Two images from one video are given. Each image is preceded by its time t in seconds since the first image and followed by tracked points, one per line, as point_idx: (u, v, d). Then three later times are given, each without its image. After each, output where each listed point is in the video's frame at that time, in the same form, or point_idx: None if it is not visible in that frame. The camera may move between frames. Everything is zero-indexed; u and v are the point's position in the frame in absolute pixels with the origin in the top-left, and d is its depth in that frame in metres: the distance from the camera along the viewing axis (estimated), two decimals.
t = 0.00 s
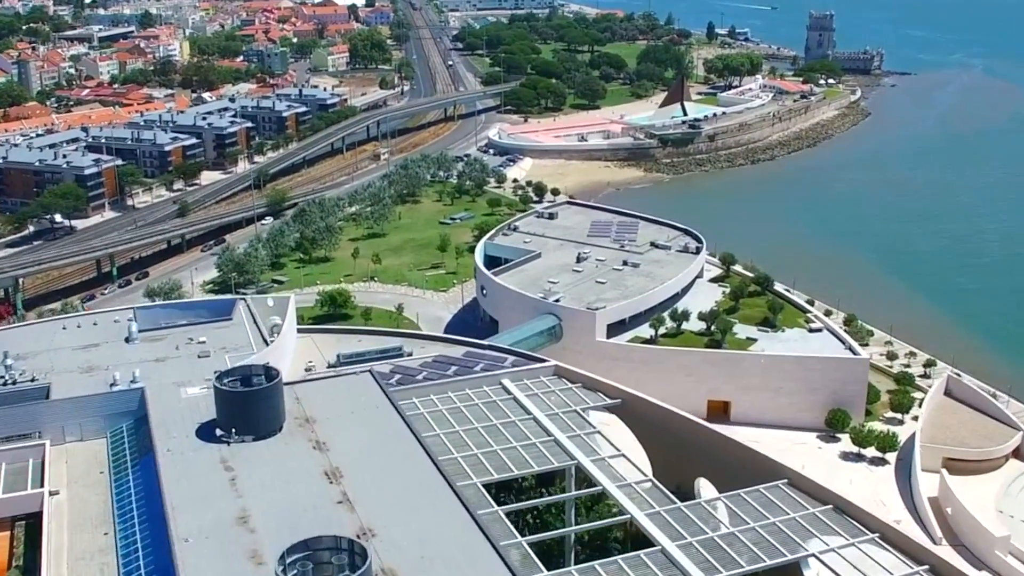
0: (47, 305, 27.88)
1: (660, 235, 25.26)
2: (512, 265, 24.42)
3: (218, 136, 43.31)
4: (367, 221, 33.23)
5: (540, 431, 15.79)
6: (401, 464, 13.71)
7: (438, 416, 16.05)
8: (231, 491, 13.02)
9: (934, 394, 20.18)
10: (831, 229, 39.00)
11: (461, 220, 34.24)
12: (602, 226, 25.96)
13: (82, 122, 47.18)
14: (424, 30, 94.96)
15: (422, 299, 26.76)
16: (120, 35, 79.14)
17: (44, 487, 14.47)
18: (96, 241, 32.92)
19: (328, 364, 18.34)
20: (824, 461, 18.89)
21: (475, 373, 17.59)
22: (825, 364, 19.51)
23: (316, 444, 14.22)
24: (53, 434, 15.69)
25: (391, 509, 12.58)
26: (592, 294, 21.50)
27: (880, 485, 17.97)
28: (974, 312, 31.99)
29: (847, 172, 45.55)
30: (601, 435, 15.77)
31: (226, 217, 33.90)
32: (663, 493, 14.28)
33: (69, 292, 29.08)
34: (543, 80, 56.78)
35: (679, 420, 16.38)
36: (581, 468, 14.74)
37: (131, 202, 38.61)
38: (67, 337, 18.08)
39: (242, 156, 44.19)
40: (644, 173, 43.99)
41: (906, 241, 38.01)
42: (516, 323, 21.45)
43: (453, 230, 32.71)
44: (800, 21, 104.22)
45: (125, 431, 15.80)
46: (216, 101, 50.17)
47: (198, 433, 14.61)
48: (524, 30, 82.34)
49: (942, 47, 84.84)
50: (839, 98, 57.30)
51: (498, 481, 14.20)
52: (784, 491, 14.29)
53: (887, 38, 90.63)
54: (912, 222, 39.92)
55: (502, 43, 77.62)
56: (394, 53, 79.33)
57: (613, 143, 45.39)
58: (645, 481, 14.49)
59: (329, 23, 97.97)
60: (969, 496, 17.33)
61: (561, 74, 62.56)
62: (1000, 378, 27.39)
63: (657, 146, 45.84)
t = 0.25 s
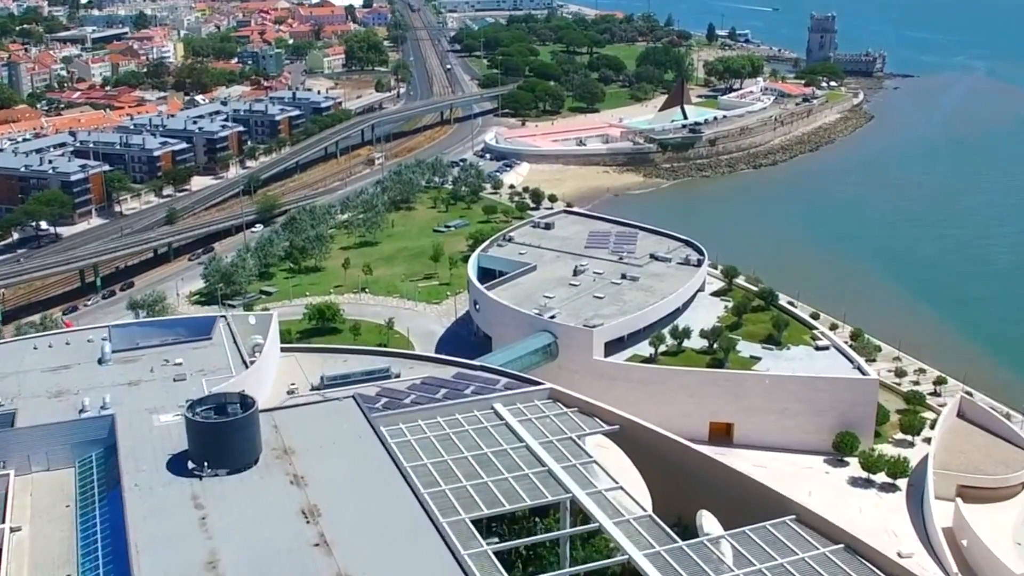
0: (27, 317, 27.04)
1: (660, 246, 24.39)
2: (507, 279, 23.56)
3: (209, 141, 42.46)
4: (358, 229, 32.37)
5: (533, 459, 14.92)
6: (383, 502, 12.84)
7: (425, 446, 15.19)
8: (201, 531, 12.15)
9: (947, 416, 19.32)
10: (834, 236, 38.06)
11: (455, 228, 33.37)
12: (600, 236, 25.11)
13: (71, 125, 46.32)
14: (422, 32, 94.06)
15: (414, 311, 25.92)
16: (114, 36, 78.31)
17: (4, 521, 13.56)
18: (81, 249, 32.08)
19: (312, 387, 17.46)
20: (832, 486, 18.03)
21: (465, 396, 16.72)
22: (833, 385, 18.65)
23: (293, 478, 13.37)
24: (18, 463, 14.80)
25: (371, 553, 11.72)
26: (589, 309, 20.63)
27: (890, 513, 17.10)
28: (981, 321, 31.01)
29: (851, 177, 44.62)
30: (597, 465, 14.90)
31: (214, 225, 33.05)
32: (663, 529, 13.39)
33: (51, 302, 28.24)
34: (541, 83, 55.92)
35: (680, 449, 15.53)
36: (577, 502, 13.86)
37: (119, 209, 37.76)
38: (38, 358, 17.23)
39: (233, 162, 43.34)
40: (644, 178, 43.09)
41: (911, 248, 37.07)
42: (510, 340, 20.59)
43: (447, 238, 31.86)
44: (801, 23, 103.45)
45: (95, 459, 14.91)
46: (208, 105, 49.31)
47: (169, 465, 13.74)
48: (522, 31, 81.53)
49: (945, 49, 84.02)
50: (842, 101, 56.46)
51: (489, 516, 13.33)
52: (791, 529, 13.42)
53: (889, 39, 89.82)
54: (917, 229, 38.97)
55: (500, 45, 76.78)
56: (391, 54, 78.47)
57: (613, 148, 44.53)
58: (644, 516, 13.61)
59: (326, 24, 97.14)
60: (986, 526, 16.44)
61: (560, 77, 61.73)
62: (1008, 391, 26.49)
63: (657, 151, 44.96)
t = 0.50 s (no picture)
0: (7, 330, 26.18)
1: (661, 259, 23.53)
2: (502, 294, 22.73)
3: (200, 146, 41.62)
4: (351, 238, 31.50)
5: (526, 492, 14.06)
6: (364, 546, 11.97)
7: (412, 477, 14.34)
8: None
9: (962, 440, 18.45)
10: (836, 244, 37.07)
11: (449, 237, 32.49)
12: (599, 248, 24.26)
13: (60, 130, 45.48)
14: (420, 34, 93.25)
15: (407, 326, 25.07)
16: (109, 37, 77.45)
17: None
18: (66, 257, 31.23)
19: (295, 411, 16.59)
20: (840, 514, 17.16)
21: (456, 423, 15.86)
22: (841, 409, 17.80)
23: (269, 518, 12.50)
24: None
25: None
26: (588, 327, 19.76)
27: (903, 545, 16.22)
28: (987, 332, 29.96)
29: (855, 183, 43.66)
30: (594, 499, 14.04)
31: (203, 233, 32.20)
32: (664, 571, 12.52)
33: (33, 315, 27.39)
34: (539, 86, 55.04)
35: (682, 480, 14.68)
36: (573, 540, 13.01)
37: (107, 216, 36.90)
38: (7, 382, 16.39)
39: (225, 168, 42.47)
40: (644, 185, 42.18)
41: (916, 258, 36.05)
42: (505, 360, 19.73)
43: (442, 248, 31.01)
44: (803, 25, 102.63)
45: (62, 492, 13.96)
46: (200, 109, 48.44)
47: (137, 503, 12.86)
48: (521, 33, 80.71)
49: (949, 52, 83.16)
50: (845, 105, 55.61)
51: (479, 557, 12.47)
52: (800, 570, 12.55)
53: (892, 42, 88.97)
54: (923, 237, 37.98)
55: (499, 47, 75.90)
56: (389, 57, 77.58)
57: (614, 153, 43.67)
58: (643, 557, 12.75)
59: (324, 26, 96.30)
60: (1005, 560, 15.53)
61: (559, 80, 60.86)
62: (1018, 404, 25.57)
63: (658, 156, 44.03)
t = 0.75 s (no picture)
0: None
1: (662, 272, 22.69)
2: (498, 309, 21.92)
3: (193, 151, 40.82)
4: (344, 247, 30.71)
5: (520, 527, 13.25)
6: None
7: (398, 511, 13.53)
8: None
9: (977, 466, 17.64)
10: (839, 252, 36.18)
11: (445, 247, 31.69)
12: (598, 260, 23.44)
13: (51, 135, 44.69)
14: (419, 35, 92.45)
15: (399, 340, 24.27)
16: (104, 39, 76.65)
17: None
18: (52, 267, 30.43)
19: (278, 438, 15.79)
20: (850, 544, 16.35)
21: (445, 450, 15.05)
22: (851, 432, 16.99)
23: (243, 561, 11.69)
24: None
25: None
26: (586, 346, 18.95)
27: None
28: (993, 344, 28.99)
29: (860, 189, 42.76)
30: (592, 535, 13.22)
31: (193, 242, 31.41)
32: None
33: (15, 327, 26.60)
34: (539, 90, 54.24)
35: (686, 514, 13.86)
36: None
37: (96, 224, 36.09)
38: None
39: (218, 173, 41.66)
40: (645, 191, 41.29)
41: (920, 265, 35.10)
42: (499, 380, 18.93)
43: (437, 258, 30.23)
44: (805, 27, 101.81)
45: (28, 525, 12.94)
46: (194, 113, 47.67)
47: (104, 542, 12.02)
48: (521, 35, 79.90)
49: (953, 54, 82.33)
50: (849, 108, 54.79)
51: None
52: None
53: (895, 45, 88.16)
54: (928, 244, 37.02)
55: (499, 49, 75.08)
56: (387, 60, 76.82)
57: (614, 158, 42.83)
58: None
59: (322, 28, 95.51)
60: None
61: (558, 83, 60.06)
62: None
63: (658, 162, 43.12)
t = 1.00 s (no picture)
0: None
1: (664, 286, 21.83)
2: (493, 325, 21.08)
3: (184, 157, 40.00)
4: (336, 257, 29.90)
5: (512, 567, 12.38)
6: None
7: (382, 550, 12.67)
8: None
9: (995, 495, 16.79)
10: (844, 260, 35.25)
11: (440, 257, 30.84)
12: (597, 274, 22.59)
13: (40, 139, 43.89)
14: (418, 37, 91.72)
15: (391, 356, 23.44)
16: (99, 42, 75.86)
17: None
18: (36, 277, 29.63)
19: (257, 468, 14.94)
20: None
21: (433, 482, 14.19)
22: (862, 460, 16.14)
23: None
24: None
25: None
26: (583, 366, 18.10)
27: None
28: (1000, 355, 28.13)
29: (865, 195, 41.86)
30: None
31: (181, 252, 30.62)
32: None
33: None
34: (538, 93, 53.41)
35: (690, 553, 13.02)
36: None
37: (83, 231, 35.27)
38: None
39: (210, 179, 40.84)
40: (646, 197, 40.40)
41: (928, 273, 34.18)
42: (492, 403, 18.08)
43: (432, 268, 29.41)
44: (807, 28, 100.98)
45: None
46: (186, 117, 46.84)
47: None
48: (520, 37, 79.13)
49: (957, 57, 81.53)
50: (853, 112, 53.95)
51: None
52: None
53: (899, 47, 87.37)
54: (935, 252, 36.10)
55: (498, 52, 74.25)
56: (385, 62, 76.00)
57: (614, 163, 41.98)
58: None
59: (321, 30, 94.71)
60: None
61: (558, 86, 59.23)
62: None
63: (658, 167, 42.02)
